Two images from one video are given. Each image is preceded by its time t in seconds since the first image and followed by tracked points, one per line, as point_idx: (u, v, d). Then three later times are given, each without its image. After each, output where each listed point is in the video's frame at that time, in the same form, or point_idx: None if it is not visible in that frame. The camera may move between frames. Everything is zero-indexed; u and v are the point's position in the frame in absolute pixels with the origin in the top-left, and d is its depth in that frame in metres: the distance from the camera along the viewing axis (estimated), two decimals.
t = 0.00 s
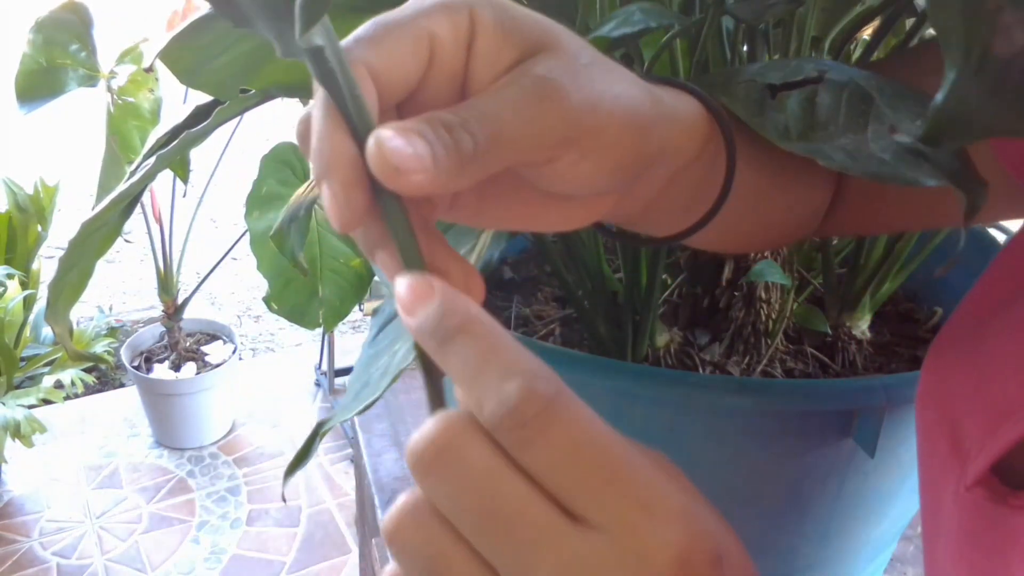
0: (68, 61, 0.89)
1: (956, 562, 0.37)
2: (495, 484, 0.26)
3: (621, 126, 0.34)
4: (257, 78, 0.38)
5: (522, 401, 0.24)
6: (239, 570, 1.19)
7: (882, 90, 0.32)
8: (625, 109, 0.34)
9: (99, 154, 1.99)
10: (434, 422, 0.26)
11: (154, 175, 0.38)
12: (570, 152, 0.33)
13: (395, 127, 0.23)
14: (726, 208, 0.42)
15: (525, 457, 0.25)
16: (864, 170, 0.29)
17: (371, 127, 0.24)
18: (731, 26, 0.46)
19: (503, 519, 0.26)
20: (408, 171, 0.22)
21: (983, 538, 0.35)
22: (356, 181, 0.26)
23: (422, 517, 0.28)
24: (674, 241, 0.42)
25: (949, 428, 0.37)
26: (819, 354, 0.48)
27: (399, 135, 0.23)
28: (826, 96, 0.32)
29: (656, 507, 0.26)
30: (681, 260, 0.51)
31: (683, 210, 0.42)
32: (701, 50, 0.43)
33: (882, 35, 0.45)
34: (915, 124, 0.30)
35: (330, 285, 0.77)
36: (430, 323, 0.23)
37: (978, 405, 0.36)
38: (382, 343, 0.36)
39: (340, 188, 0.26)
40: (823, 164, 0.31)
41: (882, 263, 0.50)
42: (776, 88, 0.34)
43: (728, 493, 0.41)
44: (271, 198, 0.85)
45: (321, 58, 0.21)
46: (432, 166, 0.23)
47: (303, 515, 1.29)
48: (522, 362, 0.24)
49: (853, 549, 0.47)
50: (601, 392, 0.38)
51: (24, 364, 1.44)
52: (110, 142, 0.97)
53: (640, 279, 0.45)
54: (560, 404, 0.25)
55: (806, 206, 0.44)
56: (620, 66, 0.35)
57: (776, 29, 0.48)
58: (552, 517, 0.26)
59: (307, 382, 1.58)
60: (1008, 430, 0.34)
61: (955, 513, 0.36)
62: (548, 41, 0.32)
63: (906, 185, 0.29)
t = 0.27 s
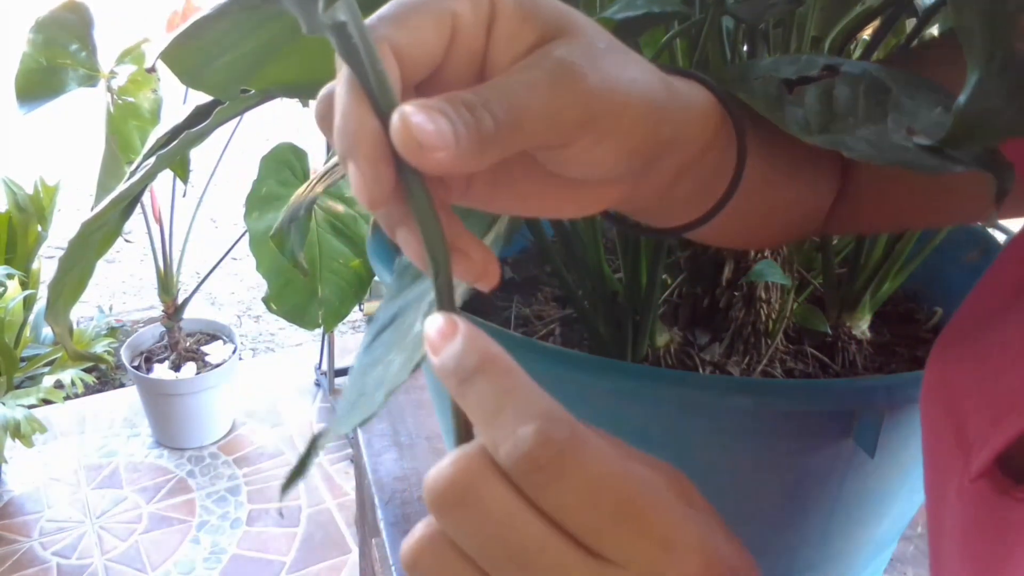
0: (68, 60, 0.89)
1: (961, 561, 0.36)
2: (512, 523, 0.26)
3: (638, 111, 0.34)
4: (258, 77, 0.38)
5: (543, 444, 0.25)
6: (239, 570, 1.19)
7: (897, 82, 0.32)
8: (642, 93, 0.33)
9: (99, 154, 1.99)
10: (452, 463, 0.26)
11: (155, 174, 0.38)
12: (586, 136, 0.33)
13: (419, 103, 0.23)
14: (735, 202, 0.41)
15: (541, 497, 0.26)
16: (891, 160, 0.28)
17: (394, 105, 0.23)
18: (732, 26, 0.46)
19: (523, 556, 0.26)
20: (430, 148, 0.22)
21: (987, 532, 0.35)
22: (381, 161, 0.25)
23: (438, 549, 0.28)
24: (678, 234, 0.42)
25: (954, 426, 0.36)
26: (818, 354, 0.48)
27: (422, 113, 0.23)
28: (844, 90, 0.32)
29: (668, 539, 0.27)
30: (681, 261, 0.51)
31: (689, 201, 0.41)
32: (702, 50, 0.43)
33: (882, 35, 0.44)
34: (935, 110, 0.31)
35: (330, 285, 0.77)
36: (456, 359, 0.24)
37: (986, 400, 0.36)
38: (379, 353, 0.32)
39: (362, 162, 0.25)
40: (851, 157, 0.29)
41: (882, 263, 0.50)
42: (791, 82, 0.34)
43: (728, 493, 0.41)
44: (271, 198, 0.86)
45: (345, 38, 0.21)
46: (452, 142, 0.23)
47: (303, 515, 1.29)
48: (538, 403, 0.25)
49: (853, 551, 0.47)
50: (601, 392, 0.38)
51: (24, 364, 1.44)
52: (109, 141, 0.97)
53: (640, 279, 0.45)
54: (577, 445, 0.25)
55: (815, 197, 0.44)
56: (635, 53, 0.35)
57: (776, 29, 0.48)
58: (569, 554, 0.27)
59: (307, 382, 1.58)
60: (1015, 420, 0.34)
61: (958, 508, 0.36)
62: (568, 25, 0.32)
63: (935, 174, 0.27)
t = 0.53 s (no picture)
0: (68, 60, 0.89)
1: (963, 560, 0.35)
2: (512, 426, 0.25)
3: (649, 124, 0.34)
4: (258, 78, 0.37)
5: (537, 343, 0.24)
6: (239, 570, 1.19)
7: (906, 97, 0.32)
8: (653, 106, 0.34)
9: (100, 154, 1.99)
10: (448, 366, 0.25)
11: (154, 175, 0.38)
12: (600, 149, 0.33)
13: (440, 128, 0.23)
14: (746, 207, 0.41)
15: (541, 395, 0.25)
16: (899, 180, 0.29)
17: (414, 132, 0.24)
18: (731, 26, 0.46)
19: (523, 462, 0.25)
20: (452, 171, 0.22)
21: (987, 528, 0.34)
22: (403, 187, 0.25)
23: (438, 456, 0.28)
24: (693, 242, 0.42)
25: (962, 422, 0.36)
26: (819, 354, 0.48)
27: (443, 135, 0.23)
28: (852, 104, 0.32)
29: (668, 448, 0.26)
30: (680, 261, 0.51)
31: (699, 211, 0.41)
32: (702, 50, 0.43)
33: (882, 35, 0.44)
34: (943, 132, 0.31)
35: (330, 285, 0.77)
36: (447, 275, 0.24)
37: (989, 395, 0.35)
38: (387, 354, 0.30)
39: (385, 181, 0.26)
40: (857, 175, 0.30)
41: (883, 262, 0.50)
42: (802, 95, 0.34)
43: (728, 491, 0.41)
44: (272, 198, 0.86)
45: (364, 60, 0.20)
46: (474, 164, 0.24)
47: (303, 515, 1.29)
48: (539, 308, 0.24)
49: (854, 549, 0.47)
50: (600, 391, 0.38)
51: (24, 364, 1.44)
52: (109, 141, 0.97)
53: (639, 280, 0.45)
54: (575, 348, 0.25)
55: (824, 204, 0.43)
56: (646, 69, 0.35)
57: (776, 29, 0.48)
58: (572, 458, 0.26)
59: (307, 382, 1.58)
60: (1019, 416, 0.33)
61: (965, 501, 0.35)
62: (579, 42, 0.32)
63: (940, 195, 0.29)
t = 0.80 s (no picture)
0: (68, 60, 0.89)
1: (961, 556, 0.34)
2: (512, 377, 0.26)
3: (656, 114, 0.34)
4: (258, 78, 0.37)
5: (541, 292, 0.24)
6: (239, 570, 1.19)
7: (910, 103, 0.32)
8: (659, 97, 0.34)
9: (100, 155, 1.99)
10: (453, 314, 0.25)
11: (154, 174, 0.38)
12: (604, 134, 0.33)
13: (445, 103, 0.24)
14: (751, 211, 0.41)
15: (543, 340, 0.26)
16: (899, 186, 0.29)
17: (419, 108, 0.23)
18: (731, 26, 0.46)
19: (523, 413, 0.26)
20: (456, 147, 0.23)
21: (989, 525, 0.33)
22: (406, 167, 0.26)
23: (436, 407, 0.29)
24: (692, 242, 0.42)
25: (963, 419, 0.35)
26: (818, 353, 0.48)
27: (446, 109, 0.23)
28: (856, 108, 0.32)
29: (667, 406, 0.27)
30: (680, 261, 0.51)
31: (702, 210, 0.41)
32: (701, 50, 0.43)
33: (882, 35, 0.44)
34: (947, 138, 0.31)
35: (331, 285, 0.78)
36: (450, 207, 0.22)
37: (996, 392, 0.35)
38: (384, 345, 0.30)
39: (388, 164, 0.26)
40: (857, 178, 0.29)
41: (883, 261, 0.50)
42: (805, 97, 0.34)
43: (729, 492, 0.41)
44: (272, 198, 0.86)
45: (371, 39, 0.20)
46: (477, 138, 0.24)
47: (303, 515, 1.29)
48: (551, 256, 0.24)
49: (854, 549, 0.47)
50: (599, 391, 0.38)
51: (24, 364, 1.44)
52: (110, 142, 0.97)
53: (639, 280, 0.45)
54: (579, 297, 0.25)
55: (827, 206, 0.43)
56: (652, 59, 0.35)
57: (776, 28, 0.48)
58: (571, 410, 0.26)
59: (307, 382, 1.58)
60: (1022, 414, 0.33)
61: (969, 498, 0.35)
62: (585, 29, 0.32)
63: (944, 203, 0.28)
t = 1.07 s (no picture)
0: (68, 60, 0.89)
1: (965, 555, 0.34)
2: (526, 355, 0.24)
3: (670, 99, 0.34)
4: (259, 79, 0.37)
5: (604, 274, 0.21)
6: (239, 570, 1.19)
7: (918, 107, 0.32)
8: (672, 85, 0.34)
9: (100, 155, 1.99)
10: (468, 289, 0.24)
11: (154, 175, 0.38)
12: (617, 116, 0.33)
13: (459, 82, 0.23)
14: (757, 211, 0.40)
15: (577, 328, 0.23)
16: (909, 188, 0.28)
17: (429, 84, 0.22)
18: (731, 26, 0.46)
19: (535, 393, 0.25)
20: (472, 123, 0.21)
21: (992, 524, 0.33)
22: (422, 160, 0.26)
23: (449, 385, 0.27)
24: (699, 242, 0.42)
25: (966, 415, 0.36)
26: (818, 353, 0.48)
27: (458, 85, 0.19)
28: (865, 111, 0.32)
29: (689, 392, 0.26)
30: (680, 261, 0.51)
31: (716, 209, 0.41)
32: (702, 48, 0.42)
33: (883, 35, 0.44)
34: (953, 142, 0.30)
35: (330, 285, 0.77)
36: (511, 162, 0.17)
37: (1000, 393, 0.35)
38: (398, 355, 0.30)
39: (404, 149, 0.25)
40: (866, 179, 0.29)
41: (884, 262, 0.50)
42: (813, 98, 0.34)
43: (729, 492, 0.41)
44: (272, 198, 0.86)
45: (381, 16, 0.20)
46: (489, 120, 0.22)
47: (302, 515, 1.29)
48: (609, 239, 0.20)
49: (854, 549, 0.47)
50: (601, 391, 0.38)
51: (24, 364, 1.44)
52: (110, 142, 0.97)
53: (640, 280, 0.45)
54: (630, 284, 0.22)
55: (835, 205, 0.43)
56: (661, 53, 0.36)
57: (776, 29, 0.48)
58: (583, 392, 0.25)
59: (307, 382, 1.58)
60: None
61: (972, 498, 0.35)
62: (595, 19, 0.32)
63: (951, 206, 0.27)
